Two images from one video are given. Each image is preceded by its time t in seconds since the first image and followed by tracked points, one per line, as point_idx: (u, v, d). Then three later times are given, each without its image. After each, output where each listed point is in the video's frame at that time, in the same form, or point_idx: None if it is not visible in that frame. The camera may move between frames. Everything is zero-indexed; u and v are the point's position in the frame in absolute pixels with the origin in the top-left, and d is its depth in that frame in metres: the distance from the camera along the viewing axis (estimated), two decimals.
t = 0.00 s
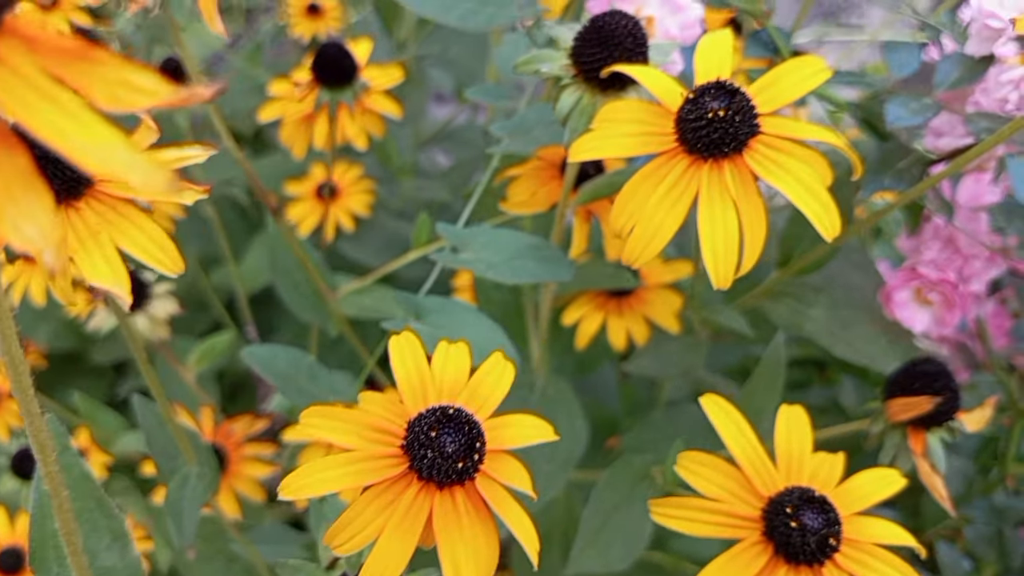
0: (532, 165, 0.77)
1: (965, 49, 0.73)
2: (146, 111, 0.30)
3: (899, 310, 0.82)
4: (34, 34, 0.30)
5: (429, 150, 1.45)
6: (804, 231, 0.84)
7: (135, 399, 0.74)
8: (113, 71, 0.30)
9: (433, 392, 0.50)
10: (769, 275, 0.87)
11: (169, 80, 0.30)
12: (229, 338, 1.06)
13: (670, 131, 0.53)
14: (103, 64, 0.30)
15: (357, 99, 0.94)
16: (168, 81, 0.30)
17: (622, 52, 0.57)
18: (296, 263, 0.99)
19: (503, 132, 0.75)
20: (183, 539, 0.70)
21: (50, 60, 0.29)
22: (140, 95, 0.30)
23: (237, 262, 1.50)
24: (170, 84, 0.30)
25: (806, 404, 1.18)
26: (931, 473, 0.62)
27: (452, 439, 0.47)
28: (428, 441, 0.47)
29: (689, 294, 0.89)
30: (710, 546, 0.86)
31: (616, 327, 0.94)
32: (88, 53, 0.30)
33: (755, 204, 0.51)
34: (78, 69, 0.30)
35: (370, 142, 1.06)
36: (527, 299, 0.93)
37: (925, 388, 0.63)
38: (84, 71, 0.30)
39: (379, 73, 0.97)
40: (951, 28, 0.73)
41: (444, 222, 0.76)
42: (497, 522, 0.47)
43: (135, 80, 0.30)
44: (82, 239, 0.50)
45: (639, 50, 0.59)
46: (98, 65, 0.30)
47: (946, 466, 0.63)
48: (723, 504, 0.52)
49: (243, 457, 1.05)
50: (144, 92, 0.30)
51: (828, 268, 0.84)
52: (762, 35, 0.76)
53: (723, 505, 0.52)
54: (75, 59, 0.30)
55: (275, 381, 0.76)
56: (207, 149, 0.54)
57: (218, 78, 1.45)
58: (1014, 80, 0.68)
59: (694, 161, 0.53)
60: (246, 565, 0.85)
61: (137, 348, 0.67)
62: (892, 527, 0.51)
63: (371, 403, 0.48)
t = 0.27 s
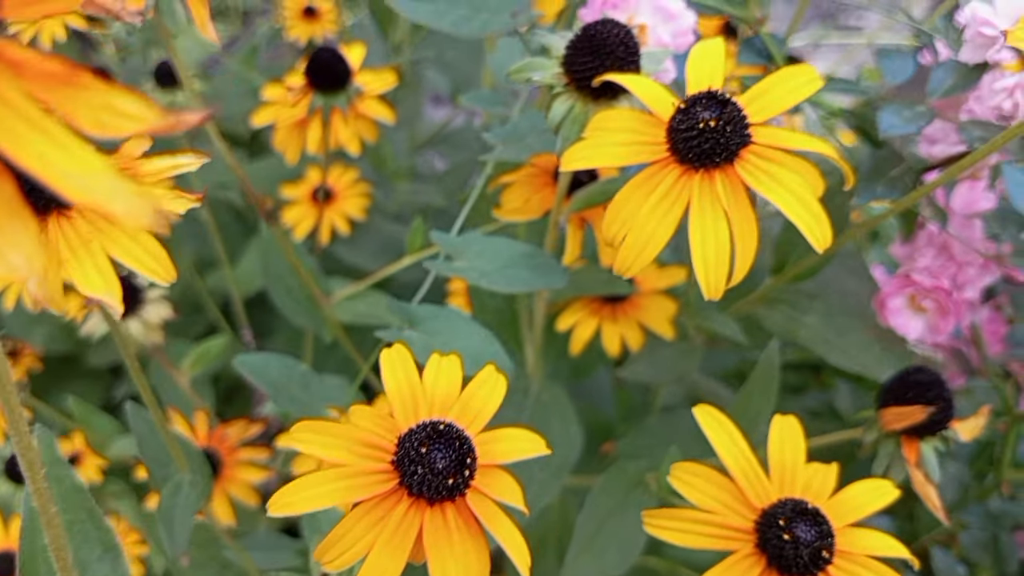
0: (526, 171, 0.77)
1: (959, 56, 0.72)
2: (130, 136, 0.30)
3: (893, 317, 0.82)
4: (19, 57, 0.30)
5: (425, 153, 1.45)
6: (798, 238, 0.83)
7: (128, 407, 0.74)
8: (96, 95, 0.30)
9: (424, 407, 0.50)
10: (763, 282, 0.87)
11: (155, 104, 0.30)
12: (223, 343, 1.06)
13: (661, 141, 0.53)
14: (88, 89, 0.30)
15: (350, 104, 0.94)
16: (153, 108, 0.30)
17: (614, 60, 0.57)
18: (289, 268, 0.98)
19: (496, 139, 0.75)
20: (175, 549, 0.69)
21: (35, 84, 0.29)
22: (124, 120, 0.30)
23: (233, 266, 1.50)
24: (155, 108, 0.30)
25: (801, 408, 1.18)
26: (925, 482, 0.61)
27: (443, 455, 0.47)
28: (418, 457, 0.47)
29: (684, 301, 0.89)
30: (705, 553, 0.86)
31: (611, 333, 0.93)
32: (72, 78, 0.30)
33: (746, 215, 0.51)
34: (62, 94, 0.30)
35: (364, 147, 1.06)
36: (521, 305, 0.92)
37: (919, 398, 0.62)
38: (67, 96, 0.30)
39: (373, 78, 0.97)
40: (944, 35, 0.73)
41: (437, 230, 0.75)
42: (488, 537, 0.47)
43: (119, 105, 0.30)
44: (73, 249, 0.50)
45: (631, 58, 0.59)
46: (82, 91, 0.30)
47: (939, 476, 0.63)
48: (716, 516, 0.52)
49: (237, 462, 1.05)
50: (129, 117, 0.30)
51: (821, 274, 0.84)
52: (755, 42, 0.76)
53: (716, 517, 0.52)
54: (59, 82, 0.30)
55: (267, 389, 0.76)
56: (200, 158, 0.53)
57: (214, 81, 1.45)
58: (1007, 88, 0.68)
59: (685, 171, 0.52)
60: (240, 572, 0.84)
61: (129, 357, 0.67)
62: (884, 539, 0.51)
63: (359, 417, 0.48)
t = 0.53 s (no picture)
0: (520, 178, 0.76)
1: (958, 61, 0.72)
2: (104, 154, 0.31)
3: (891, 324, 0.81)
4: None
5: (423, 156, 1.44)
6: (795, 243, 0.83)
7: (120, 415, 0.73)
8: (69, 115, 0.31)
9: (413, 421, 0.49)
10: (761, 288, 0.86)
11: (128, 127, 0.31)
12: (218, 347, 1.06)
13: (654, 150, 0.53)
14: (63, 109, 0.31)
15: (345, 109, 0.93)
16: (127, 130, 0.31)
17: (607, 69, 0.56)
18: (284, 272, 0.98)
19: (490, 146, 0.74)
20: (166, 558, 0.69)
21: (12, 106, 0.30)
22: (97, 142, 0.31)
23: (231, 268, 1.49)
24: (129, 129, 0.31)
25: (799, 412, 1.18)
26: (920, 493, 0.60)
27: (431, 472, 0.46)
28: (406, 473, 0.47)
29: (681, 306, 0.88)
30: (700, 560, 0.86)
31: (607, 338, 0.93)
32: (48, 99, 0.31)
33: (739, 226, 0.51)
34: (34, 114, 0.31)
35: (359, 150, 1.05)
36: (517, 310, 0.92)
37: (916, 407, 0.62)
38: (42, 114, 0.31)
39: (369, 82, 0.96)
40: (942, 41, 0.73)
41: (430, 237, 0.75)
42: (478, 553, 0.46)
43: (92, 126, 0.31)
44: (60, 263, 0.49)
45: (624, 67, 0.58)
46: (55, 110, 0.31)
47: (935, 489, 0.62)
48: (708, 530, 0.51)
49: (232, 467, 1.04)
50: (101, 138, 0.31)
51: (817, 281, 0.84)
52: (751, 47, 0.75)
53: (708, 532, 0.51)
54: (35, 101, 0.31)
55: (259, 398, 0.75)
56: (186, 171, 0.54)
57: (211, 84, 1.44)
58: (1005, 95, 0.67)
59: (677, 183, 0.52)
60: None
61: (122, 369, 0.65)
62: (877, 554, 0.51)
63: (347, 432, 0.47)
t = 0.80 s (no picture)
0: (513, 184, 0.76)
1: (954, 67, 0.71)
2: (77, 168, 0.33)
3: (887, 329, 0.80)
4: None
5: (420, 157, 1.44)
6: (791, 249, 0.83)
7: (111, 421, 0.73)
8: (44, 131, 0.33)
9: (400, 430, 0.48)
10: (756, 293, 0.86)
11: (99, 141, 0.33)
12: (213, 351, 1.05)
13: (645, 159, 0.52)
14: (37, 125, 0.33)
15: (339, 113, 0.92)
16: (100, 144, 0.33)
17: (599, 76, 0.56)
18: (278, 276, 0.97)
19: (484, 151, 0.74)
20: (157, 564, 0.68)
21: None
22: (69, 156, 0.33)
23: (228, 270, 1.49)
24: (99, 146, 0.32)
25: (797, 415, 1.18)
26: (914, 502, 0.59)
27: (416, 481, 0.46)
28: (392, 483, 0.46)
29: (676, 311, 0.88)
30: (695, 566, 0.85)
31: (602, 343, 0.92)
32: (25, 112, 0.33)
33: (730, 236, 0.50)
34: (7, 129, 0.33)
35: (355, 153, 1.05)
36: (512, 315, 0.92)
37: (910, 416, 0.61)
38: (17, 128, 0.33)
39: (364, 86, 0.95)
40: (939, 46, 0.73)
41: (423, 243, 0.74)
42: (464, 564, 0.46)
43: (67, 139, 0.33)
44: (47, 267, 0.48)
45: (615, 75, 0.58)
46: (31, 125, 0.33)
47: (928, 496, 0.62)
48: (699, 542, 0.51)
49: (226, 472, 1.04)
50: (74, 152, 0.32)
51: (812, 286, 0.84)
52: (747, 51, 0.75)
53: (699, 543, 0.51)
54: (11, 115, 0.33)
55: (251, 404, 0.75)
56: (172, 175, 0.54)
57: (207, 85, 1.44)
58: (1001, 101, 0.67)
59: (668, 192, 0.52)
60: None
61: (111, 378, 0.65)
62: (870, 567, 0.51)
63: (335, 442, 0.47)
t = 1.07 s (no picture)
0: (506, 186, 0.76)
1: (949, 67, 0.71)
2: (54, 174, 0.34)
3: (882, 330, 0.79)
4: None
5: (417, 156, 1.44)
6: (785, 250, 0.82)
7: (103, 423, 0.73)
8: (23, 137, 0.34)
9: (390, 435, 0.48)
10: (751, 294, 0.86)
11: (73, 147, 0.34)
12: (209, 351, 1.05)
13: (635, 162, 0.52)
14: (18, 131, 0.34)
15: (333, 113, 0.92)
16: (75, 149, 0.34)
17: (590, 77, 0.56)
18: (273, 277, 0.97)
19: (477, 152, 0.74)
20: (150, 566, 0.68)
21: None
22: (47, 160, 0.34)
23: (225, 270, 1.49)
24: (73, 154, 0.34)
25: (794, 414, 1.18)
26: (908, 505, 0.59)
27: (405, 487, 0.46)
28: (379, 490, 0.46)
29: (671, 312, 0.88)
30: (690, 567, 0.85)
31: (597, 344, 0.92)
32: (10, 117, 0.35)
33: (721, 239, 0.50)
34: None
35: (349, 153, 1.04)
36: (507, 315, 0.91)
37: (903, 419, 0.61)
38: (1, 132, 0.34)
39: (358, 86, 0.95)
40: (934, 46, 0.72)
41: (416, 245, 0.74)
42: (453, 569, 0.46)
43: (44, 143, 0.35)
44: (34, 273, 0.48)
45: (607, 76, 0.58)
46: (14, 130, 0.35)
47: (922, 499, 0.61)
48: (690, 545, 0.51)
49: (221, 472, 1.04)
50: (50, 159, 0.34)
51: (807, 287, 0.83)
52: (741, 52, 0.74)
53: (689, 547, 0.51)
54: None
55: (244, 406, 0.75)
56: (163, 180, 0.54)
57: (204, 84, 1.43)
58: (996, 102, 0.66)
59: (659, 195, 0.51)
60: None
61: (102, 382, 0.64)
62: (862, 569, 0.50)
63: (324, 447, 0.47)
